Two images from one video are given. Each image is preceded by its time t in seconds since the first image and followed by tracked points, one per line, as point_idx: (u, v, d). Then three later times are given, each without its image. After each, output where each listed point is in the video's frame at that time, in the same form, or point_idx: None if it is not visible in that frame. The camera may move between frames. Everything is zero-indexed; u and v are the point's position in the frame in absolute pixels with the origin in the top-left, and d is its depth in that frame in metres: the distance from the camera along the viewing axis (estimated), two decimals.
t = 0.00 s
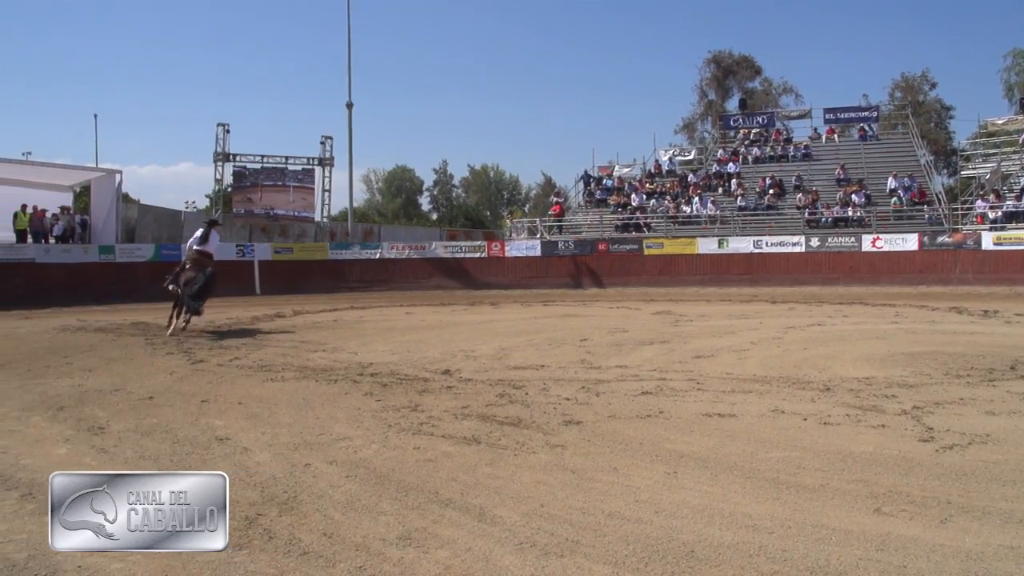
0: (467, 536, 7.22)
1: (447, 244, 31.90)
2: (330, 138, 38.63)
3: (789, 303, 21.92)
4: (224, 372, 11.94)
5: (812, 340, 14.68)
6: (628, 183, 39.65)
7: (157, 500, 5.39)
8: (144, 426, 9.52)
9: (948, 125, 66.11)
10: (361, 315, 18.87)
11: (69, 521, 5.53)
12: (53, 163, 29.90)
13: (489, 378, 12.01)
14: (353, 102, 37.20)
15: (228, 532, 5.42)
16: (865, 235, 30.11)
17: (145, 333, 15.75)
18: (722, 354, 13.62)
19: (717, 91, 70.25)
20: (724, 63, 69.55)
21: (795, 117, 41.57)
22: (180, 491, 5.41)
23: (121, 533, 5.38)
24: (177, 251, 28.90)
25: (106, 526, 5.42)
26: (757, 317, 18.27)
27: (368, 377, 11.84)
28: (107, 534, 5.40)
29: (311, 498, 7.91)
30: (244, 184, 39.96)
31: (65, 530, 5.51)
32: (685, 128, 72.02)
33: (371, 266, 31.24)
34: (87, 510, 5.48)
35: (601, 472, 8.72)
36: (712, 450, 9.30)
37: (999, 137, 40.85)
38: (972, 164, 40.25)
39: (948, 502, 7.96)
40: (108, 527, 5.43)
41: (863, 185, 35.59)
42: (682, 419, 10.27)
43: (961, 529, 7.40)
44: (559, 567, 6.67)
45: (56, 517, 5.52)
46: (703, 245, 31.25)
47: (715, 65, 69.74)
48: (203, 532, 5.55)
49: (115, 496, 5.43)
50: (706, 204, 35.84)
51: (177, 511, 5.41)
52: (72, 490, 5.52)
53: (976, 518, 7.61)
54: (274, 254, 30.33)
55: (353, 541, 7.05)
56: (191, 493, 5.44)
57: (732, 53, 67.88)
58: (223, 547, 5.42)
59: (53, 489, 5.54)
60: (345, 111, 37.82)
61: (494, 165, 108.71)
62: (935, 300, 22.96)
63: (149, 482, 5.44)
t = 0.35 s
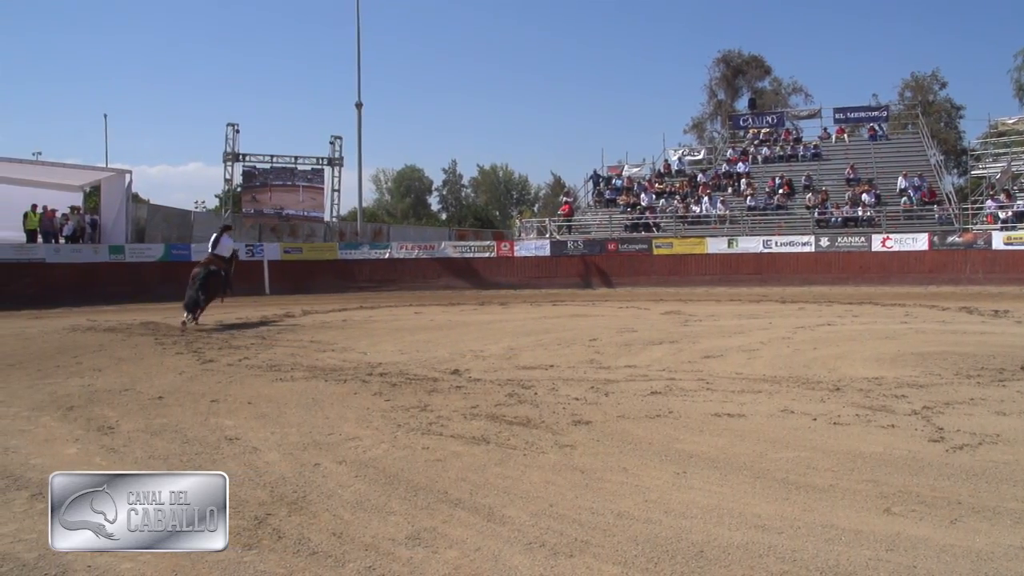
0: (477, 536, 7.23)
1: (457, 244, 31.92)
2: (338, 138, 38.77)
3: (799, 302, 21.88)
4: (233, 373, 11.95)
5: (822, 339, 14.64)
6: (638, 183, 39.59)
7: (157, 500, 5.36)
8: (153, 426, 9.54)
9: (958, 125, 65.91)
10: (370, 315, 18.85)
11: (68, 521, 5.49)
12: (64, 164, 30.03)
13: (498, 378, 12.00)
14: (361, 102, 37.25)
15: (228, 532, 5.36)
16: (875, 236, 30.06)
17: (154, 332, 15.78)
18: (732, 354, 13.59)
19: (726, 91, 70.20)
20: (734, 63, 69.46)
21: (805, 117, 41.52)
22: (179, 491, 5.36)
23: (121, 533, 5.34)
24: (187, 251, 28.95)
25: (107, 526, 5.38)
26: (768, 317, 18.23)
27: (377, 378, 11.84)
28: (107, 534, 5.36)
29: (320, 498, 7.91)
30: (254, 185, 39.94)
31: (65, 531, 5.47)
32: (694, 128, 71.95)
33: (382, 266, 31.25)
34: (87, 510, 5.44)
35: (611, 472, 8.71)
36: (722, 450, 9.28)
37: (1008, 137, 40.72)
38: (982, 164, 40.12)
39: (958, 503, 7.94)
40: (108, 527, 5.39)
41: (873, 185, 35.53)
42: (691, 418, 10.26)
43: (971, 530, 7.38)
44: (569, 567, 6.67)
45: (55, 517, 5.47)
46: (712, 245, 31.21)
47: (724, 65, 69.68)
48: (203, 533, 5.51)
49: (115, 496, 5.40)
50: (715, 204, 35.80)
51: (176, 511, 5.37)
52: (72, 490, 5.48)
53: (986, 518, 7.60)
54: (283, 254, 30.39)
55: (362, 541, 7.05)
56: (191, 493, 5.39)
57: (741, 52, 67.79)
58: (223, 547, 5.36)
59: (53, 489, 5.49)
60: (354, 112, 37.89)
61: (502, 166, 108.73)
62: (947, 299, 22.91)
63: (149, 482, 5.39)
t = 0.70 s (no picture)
0: (479, 536, 7.23)
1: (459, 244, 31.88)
2: (340, 138, 38.84)
3: (802, 302, 21.86)
4: (234, 372, 11.94)
5: (824, 339, 14.62)
6: (640, 183, 39.57)
7: (157, 500, 5.35)
8: (156, 425, 9.53)
9: (960, 124, 65.92)
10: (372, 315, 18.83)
11: (68, 521, 5.47)
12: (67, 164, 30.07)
13: (500, 378, 11.99)
14: (363, 102, 37.24)
15: (228, 532, 5.35)
16: (877, 236, 30.08)
17: (156, 332, 15.79)
18: (734, 353, 13.59)
19: (729, 91, 70.22)
20: (736, 63, 69.48)
21: (808, 117, 41.51)
22: (180, 491, 5.36)
23: (121, 533, 5.32)
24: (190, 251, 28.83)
25: (107, 526, 5.37)
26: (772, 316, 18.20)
27: (379, 377, 11.83)
28: (107, 534, 5.35)
29: (322, 498, 7.92)
30: (257, 184, 39.83)
31: (65, 530, 5.44)
32: (697, 128, 71.95)
33: (384, 266, 31.24)
34: (87, 510, 5.43)
35: (614, 472, 8.71)
36: (724, 450, 9.27)
37: (1010, 138, 40.69)
38: (983, 164, 40.10)
39: (960, 502, 7.94)
40: (108, 527, 5.37)
41: (875, 185, 35.54)
42: (693, 418, 10.26)
43: (972, 529, 7.39)
44: (571, 567, 6.66)
45: (56, 517, 5.46)
46: (714, 245, 31.21)
47: (727, 64, 69.70)
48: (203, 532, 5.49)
49: (115, 496, 5.39)
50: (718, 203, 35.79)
51: (176, 511, 5.37)
52: (72, 490, 5.47)
53: (988, 517, 7.60)
54: (285, 254, 30.45)
55: (364, 540, 7.05)
56: (191, 493, 5.40)
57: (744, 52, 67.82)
58: (223, 547, 5.34)
59: (53, 489, 5.49)
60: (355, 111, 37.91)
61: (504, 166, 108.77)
62: (949, 299, 22.92)
63: (149, 482, 5.38)
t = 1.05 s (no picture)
0: (466, 536, 7.22)
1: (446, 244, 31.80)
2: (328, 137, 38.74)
3: (789, 302, 21.92)
4: (221, 372, 11.91)
5: (810, 338, 14.67)
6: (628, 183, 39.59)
7: (157, 500, 5.31)
8: (141, 426, 9.49)
9: (945, 125, 66.31)
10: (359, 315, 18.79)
11: (68, 521, 5.41)
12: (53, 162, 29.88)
13: (487, 378, 11.97)
14: (352, 102, 37.16)
15: (228, 532, 5.34)
16: (864, 235, 30.20)
17: (142, 332, 15.71)
18: (721, 353, 13.61)
19: (715, 91, 70.35)
20: (723, 63, 69.65)
21: (795, 116, 41.57)
22: (180, 490, 5.32)
23: (121, 533, 5.30)
24: (175, 250, 28.76)
25: (107, 526, 5.33)
26: (758, 316, 18.15)
27: (366, 377, 11.80)
28: (107, 534, 5.31)
29: (309, 498, 7.90)
30: (243, 184, 39.80)
31: (66, 530, 5.39)
32: (684, 127, 72.08)
33: (372, 265, 31.21)
34: (87, 510, 5.37)
35: (601, 471, 8.71)
36: (711, 449, 9.28)
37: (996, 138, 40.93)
38: (969, 164, 40.32)
39: (945, 500, 7.98)
40: (108, 527, 5.34)
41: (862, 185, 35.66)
42: (680, 417, 10.26)
43: (957, 527, 7.42)
44: (558, 567, 6.66)
45: (55, 517, 5.40)
46: (701, 244, 31.29)
47: (714, 64, 69.84)
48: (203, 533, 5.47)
49: (115, 496, 5.34)
50: (705, 203, 35.87)
51: (176, 511, 5.33)
52: (72, 490, 5.41)
53: (972, 515, 7.65)
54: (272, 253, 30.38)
55: (351, 540, 7.04)
56: (191, 493, 5.36)
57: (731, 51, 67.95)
58: (224, 547, 5.34)
59: (53, 488, 5.42)
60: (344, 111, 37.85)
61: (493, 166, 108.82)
62: (932, 299, 23.05)
63: (149, 482, 5.34)
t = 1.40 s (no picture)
0: (447, 536, 7.21)
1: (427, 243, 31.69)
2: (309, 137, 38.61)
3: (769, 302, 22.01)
4: (202, 373, 11.85)
5: (790, 338, 14.72)
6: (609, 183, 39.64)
7: (157, 500, 5.31)
8: (120, 427, 9.43)
9: (925, 126, 66.86)
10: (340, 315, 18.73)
11: (68, 521, 5.44)
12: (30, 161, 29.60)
13: (468, 378, 11.96)
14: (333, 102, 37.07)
15: (228, 532, 5.35)
16: (843, 235, 30.39)
17: (121, 332, 15.62)
18: (701, 353, 13.64)
19: (697, 91, 70.57)
20: (704, 63, 69.85)
21: (775, 117, 41.72)
22: (179, 491, 5.33)
23: (121, 533, 5.30)
24: (155, 250, 28.57)
25: (107, 526, 5.34)
26: (738, 316, 18.22)
27: (348, 377, 11.78)
28: (107, 534, 5.33)
29: (289, 499, 7.87)
30: (223, 184, 39.74)
31: (65, 530, 5.43)
32: (665, 128, 72.28)
33: (353, 265, 31.07)
34: (87, 510, 5.39)
35: (582, 470, 8.73)
36: (692, 448, 9.31)
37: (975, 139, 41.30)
38: (948, 165, 40.65)
39: (924, 498, 8.04)
40: (108, 527, 5.35)
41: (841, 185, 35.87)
42: (661, 417, 10.28)
43: (935, 524, 7.48)
44: (539, 567, 6.66)
45: (56, 517, 5.42)
46: (682, 244, 31.41)
47: (695, 65, 70.06)
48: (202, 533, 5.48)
49: (115, 496, 5.35)
50: (686, 204, 36.00)
51: (176, 511, 5.34)
52: (72, 490, 5.42)
53: (950, 513, 7.71)
54: (252, 253, 30.32)
55: (332, 541, 7.01)
56: (191, 493, 5.36)
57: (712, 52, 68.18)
58: (224, 547, 5.35)
59: (53, 488, 5.43)
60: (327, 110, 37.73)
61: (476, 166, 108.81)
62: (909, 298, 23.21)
63: (149, 482, 5.35)
